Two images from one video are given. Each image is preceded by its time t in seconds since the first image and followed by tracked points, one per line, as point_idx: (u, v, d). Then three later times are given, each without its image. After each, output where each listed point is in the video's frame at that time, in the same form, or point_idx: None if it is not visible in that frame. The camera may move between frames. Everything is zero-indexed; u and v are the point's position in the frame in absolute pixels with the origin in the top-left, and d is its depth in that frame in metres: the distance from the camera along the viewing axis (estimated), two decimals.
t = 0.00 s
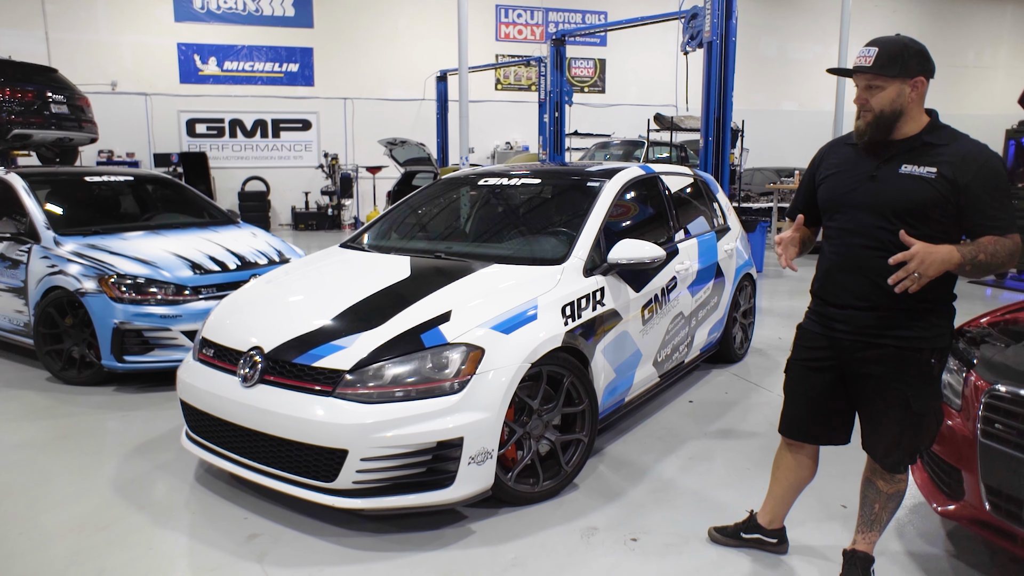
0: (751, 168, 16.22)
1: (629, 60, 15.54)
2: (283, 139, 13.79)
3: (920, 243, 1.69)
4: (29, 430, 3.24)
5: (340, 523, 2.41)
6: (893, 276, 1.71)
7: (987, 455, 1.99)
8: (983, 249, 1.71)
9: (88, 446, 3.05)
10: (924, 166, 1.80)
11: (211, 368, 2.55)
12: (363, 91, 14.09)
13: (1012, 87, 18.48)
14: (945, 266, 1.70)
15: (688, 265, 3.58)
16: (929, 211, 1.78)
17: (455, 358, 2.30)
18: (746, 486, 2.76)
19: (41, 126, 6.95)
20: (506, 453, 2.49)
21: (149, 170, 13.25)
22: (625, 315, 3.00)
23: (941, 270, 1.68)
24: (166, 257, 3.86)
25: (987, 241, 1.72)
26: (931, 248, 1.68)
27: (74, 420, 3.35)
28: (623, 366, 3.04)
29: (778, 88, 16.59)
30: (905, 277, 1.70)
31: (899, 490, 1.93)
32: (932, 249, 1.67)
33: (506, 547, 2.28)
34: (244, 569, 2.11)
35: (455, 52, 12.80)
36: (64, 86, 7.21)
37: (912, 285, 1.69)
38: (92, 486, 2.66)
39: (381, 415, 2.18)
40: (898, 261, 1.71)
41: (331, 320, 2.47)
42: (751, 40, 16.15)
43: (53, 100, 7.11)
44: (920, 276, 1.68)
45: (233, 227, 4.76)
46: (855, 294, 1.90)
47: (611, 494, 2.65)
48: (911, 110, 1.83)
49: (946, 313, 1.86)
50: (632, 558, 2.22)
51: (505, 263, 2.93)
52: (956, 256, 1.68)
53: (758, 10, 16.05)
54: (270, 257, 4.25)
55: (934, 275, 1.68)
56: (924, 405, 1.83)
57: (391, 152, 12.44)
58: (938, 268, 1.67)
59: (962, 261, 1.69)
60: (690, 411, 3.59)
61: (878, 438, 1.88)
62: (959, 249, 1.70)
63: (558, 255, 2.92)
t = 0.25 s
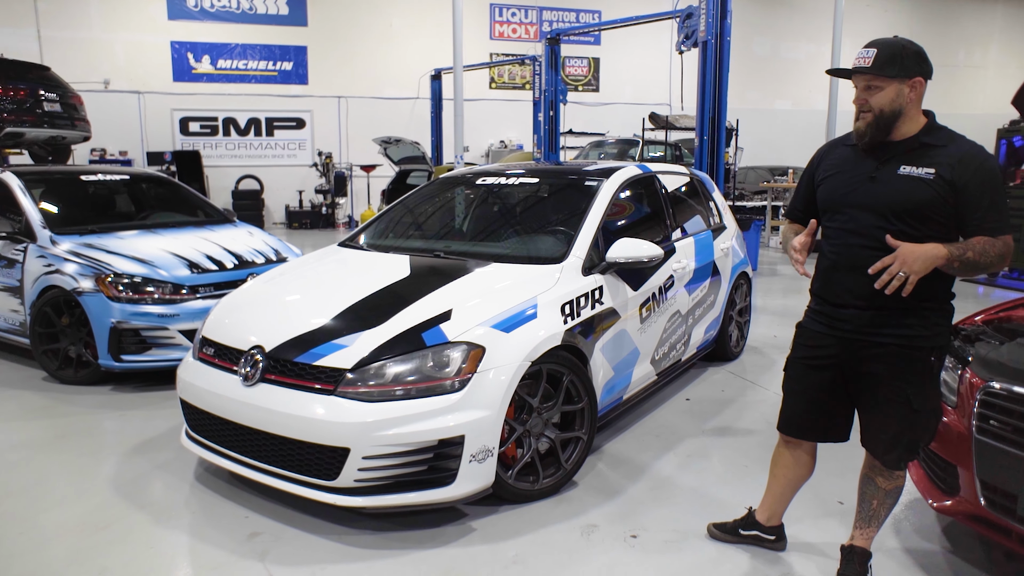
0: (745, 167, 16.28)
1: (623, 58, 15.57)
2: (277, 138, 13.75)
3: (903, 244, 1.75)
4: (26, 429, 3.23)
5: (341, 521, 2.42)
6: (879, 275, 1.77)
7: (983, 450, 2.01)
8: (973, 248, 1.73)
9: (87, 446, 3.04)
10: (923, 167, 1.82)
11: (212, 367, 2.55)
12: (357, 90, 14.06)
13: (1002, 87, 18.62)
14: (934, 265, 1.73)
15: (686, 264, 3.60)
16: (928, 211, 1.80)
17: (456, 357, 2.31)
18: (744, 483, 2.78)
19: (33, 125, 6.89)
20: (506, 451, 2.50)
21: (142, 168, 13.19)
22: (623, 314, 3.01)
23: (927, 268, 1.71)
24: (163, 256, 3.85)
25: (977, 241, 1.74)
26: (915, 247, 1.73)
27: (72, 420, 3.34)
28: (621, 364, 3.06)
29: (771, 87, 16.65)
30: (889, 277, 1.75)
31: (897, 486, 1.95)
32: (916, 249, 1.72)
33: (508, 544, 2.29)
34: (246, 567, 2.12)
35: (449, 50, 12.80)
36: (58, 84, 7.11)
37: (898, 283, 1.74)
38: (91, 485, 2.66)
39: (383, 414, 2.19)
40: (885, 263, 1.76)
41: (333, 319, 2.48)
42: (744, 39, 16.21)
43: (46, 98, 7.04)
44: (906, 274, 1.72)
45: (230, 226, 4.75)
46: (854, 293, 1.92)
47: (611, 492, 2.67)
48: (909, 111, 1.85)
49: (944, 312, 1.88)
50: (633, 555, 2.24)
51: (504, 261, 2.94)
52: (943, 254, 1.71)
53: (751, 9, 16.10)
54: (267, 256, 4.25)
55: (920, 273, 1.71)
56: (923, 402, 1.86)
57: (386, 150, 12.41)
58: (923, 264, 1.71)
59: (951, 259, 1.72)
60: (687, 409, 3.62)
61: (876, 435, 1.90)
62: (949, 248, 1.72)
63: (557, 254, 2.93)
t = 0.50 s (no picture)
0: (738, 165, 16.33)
1: (617, 58, 15.60)
2: (271, 137, 13.70)
3: (901, 245, 1.78)
4: (23, 429, 3.22)
5: (341, 518, 2.43)
6: (878, 276, 1.79)
7: (977, 446, 2.04)
8: (969, 248, 1.76)
9: (84, 445, 3.03)
10: (918, 167, 1.84)
11: (211, 366, 2.55)
12: (350, 88, 14.03)
13: (993, 87, 18.75)
14: (931, 266, 1.76)
15: (681, 262, 3.62)
16: (924, 210, 1.83)
17: (455, 356, 2.32)
18: (740, 480, 2.80)
19: (24, 123, 6.83)
20: (506, 449, 2.52)
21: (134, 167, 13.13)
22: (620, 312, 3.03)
23: (924, 269, 1.74)
24: (160, 255, 3.84)
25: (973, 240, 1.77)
26: (913, 248, 1.75)
27: (69, 419, 3.34)
28: (618, 362, 3.08)
29: (764, 86, 16.72)
30: (888, 278, 1.78)
31: (893, 482, 1.97)
32: (913, 250, 1.75)
33: (508, 541, 2.30)
34: (248, 566, 2.12)
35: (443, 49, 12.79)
36: (49, 82, 7.06)
37: (897, 285, 1.77)
38: (90, 485, 2.65)
39: (383, 412, 2.20)
40: (883, 265, 1.79)
41: (332, 318, 2.48)
42: (737, 38, 16.27)
43: (38, 97, 6.98)
44: (904, 275, 1.75)
45: (226, 225, 4.75)
46: (851, 291, 1.94)
47: (609, 489, 2.69)
48: (904, 111, 1.87)
49: (940, 310, 1.90)
50: (633, 551, 2.26)
51: (502, 260, 2.95)
52: (941, 255, 1.74)
53: (744, 8, 16.16)
54: (264, 255, 4.25)
55: (917, 273, 1.74)
56: (918, 399, 1.88)
57: (380, 149, 12.38)
58: (920, 265, 1.74)
59: (947, 260, 1.75)
60: (684, 406, 3.64)
61: (873, 431, 1.92)
62: (943, 248, 1.75)
63: (555, 253, 2.94)
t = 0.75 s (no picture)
0: (731, 164, 16.40)
1: (610, 56, 15.63)
2: (264, 135, 13.66)
3: (893, 245, 1.79)
4: (19, 429, 3.21)
5: (341, 516, 2.44)
6: (868, 274, 1.80)
7: (970, 442, 2.07)
8: (959, 250, 1.77)
9: (82, 445, 3.03)
10: (912, 168, 1.87)
11: (210, 365, 2.56)
12: (343, 86, 14.00)
13: (983, 86, 18.89)
14: (922, 268, 1.78)
15: (677, 261, 3.64)
16: (918, 210, 1.85)
17: (455, 354, 2.33)
18: (736, 477, 2.83)
19: (15, 121, 6.78)
20: (504, 447, 2.53)
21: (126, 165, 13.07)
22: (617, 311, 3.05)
23: (913, 272, 1.76)
24: (156, 255, 3.83)
25: (964, 243, 1.79)
26: (904, 251, 1.76)
27: (66, 418, 3.33)
28: (615, 360, 3.10)
29: (757, 85, 16.78)
30: (878, 277, 1.79)
31: (888, 478, 2.00)
32: (904, 253, 1.76)
33: (507, 538, 2.32)
34: (250, 564, 2.14)
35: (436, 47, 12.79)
36: (40, 80, 7.01)
37: (884, 284, 1.79)
38: (89, 484, 2.65)
39: (383, 410, 2.21)
40: (873, 265, 1.81)
41: (331, 317, 2.49)
42: (730, 37, 16.32)
43: (28, 95, 6.92)
44: (892, 276, 1.77)
45: (221, 224, 4.74)
46: (847, 290, 1.96)
47: (606, 486, 2.71)
48: (903, 112, 1.90)
49: (934, 309, 1.93)
50: (631, 547, 2.28)
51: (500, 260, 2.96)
52: (929, 257, 1.76)
53: (737, 8, 16.22)
54: (260, 255, 4.24)
55: (905, 274, 1.76)
56: (913, 396, 1.91)
57: (374, 148, 12.34)
58: (909, 266, 1.75)
59: (938, 262, 1.76)
60: (679, 404, 3.67)
61: (869, 428, 1.95)
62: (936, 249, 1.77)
63: (552, 252, 2.96)
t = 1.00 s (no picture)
0: (724, 164, 16.47)
1: (602, 56, 15.66)
2: (256, 134, 13.62)
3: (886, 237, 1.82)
4: (15, 429, 3.20)
5: (341, 514, 2.45)
6: (867, 269, 1.82)
7: (961, 438, 2.10)
8: (951, 242, 1.80)
9: (79, 445, 3.03)
10: (904, 166, 1.90)
11: (208, 364, 2.57)
12: (336, 86, 13.97)
13: (972, 86, 19.02)
14: (916, 259, 1.80)
15: (671, 260, 3.67)
16: (911, 209, 1.88)
17: (454, 352, 2.35)
18: (731, 474, 2.86)
19: (5, 119, 6.73)
20: (502, 445, 2.55)
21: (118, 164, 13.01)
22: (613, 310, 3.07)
23: (907, 261, 1.78)
24: (152, 254, 3.83)
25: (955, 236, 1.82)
26: (896, 242, 1.80)
27: (62, 418, 3.33)
28: (611, 358, 3.12)
29: (748, 85, 16.86)
30: (873, 269, 1.82)
31: (882, 474, 2.03)
32: (895, 243, 1.79)
33: (506, 535, 2.34)
34: (251, 562, 2.15)
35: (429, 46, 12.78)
36: (30, 78, 6.95)
37: (880, 276, 1.81)
38: (87, 484, 2.65)
39: (383, 409, 2.22)
40: (868, 257, 1.84)
41: (329, 317, 2.50)
42: (722, 37, 16.38)
43: (19, 93, 6.87)
44: (888, 266, 1.79)
45: (216, 223, 4.73)
46: (841, 289, 1.99)
47: (603, 483, 2.73)
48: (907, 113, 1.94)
49: (926, 306, 1.96)
50: (629, 544, 2.30)
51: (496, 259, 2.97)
52: (922, 246, 1.79)
53: (729, 7, 16.28)
54: (256, 254, 4.24)
55: (901, 264, 1.78)
56: (906, 393, 1.94)
57: (367, 147, 12.30)
58: (903, 256, 1.78)
59: (931, 251, 1.79)
60: (674, 402, 3.69)
61: (863, 424, 1.98)
62: (931, 241, 1.80)
63: (548, 251, 2.98)
